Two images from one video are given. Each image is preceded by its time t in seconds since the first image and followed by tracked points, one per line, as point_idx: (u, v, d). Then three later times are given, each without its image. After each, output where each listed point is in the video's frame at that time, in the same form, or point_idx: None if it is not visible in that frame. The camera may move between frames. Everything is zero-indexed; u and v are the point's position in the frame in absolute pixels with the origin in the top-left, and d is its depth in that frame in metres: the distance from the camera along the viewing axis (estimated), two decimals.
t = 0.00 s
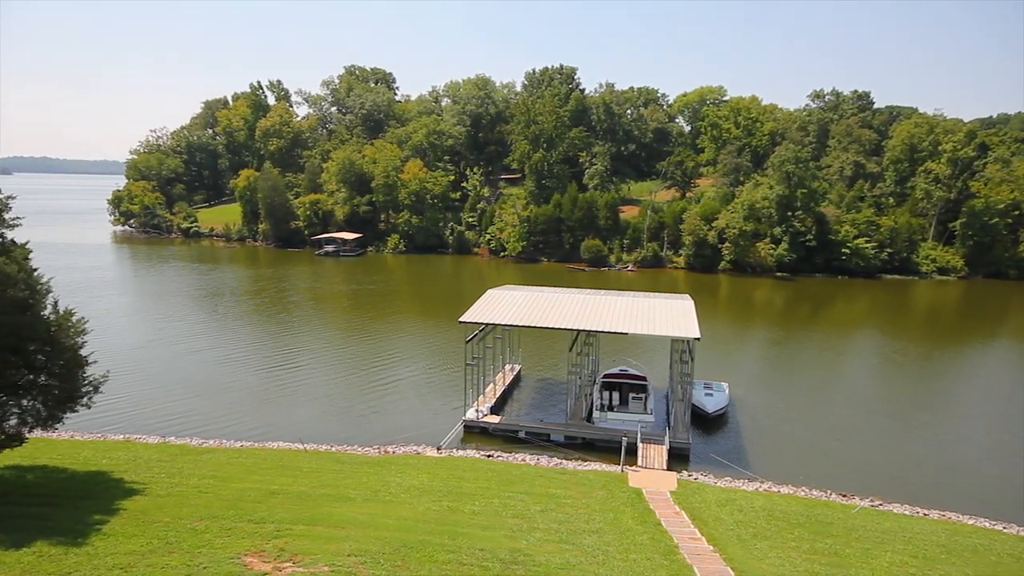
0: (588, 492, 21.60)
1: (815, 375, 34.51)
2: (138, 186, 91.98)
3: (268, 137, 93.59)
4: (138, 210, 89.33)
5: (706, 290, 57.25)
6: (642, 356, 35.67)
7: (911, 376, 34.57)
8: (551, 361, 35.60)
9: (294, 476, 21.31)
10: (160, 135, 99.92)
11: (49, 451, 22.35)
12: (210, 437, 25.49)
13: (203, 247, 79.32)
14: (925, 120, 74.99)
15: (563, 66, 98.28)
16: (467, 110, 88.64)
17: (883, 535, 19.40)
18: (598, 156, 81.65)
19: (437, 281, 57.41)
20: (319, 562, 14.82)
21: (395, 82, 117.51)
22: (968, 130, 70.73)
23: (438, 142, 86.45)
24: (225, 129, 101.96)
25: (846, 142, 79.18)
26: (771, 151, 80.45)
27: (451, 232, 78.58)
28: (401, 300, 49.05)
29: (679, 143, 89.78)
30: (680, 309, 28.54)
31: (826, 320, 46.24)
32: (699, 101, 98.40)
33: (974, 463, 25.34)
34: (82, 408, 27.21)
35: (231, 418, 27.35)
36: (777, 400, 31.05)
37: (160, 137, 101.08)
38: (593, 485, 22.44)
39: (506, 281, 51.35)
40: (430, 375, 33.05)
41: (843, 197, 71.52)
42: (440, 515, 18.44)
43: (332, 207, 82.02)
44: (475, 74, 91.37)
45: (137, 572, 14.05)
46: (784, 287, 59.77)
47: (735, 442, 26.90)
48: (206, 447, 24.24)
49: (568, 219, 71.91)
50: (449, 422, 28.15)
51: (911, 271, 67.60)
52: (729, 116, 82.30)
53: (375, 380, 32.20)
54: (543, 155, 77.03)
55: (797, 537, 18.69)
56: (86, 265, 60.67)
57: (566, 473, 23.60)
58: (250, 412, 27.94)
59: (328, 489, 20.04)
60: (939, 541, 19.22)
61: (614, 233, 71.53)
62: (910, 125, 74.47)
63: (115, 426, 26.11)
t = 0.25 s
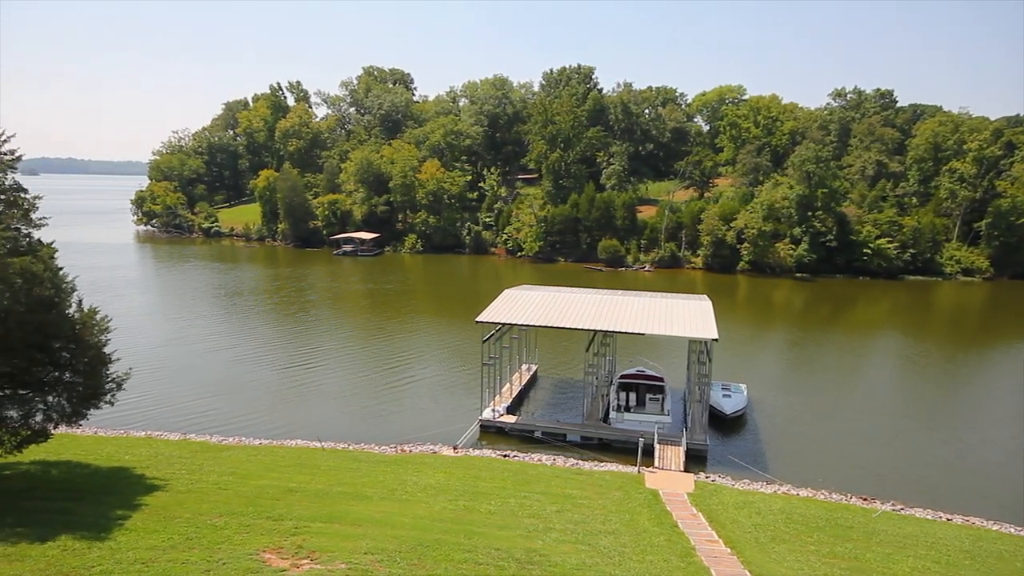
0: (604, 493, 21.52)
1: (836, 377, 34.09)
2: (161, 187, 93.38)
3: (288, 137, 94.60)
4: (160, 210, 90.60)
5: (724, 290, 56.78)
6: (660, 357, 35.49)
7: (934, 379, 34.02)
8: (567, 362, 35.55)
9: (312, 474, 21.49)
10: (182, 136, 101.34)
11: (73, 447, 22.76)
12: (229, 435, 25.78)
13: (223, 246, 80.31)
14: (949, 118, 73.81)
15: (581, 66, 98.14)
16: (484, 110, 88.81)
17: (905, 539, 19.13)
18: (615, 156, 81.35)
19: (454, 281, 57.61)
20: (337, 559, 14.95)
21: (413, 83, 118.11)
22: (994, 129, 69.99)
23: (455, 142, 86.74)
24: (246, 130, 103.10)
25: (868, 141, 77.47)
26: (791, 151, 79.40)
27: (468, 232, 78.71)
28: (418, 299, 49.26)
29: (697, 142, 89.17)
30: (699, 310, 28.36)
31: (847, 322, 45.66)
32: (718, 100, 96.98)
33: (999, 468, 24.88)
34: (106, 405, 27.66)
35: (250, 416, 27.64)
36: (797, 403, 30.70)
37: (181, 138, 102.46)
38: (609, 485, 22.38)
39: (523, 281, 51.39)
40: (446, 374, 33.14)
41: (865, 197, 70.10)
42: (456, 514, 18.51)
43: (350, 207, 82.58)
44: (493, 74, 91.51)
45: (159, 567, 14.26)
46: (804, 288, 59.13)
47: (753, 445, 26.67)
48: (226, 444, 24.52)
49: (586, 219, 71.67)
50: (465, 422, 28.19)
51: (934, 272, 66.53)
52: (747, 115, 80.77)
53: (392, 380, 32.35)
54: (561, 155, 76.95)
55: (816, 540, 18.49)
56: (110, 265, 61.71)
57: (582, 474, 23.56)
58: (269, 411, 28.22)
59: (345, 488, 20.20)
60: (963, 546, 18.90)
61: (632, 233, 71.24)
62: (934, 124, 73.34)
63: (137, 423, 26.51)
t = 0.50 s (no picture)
0: (621, 494, 21.45)
1: (855, 379, 33.77)
2: (181, 186, 94.12)
3: (307, 138, 95.27)
4: (180, 210, 91.19)
5: (741, 291, 56.44)
6: (677, 358, 35.31)
7: (956, 382, 33.58)
8: (583, 362, 35.47)
9: (330, 472, 21.62)
10: (203, 137, 102.48)
11: (95, 443, 23.04)
12: (248, 432, 25.99)
13: (243, 245, 80.91)
14: (973, 116, 72.80)
15: (599, 65, 98.02)
16: (502, 110, 88.90)
17: (926, 544, 18.88)
18: (633, 156, 81.07)
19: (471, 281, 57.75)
20: (353, 558, 15.00)
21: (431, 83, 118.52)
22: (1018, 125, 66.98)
23: (473, 142, 86.89)
24: (265, 131, 103.97)
25: (890, 140, 77.19)
26: (811, 150, 78.37)
27: (485, 232, 78.79)
28: (435, 299, 49.41)
29: (716, 142, 88.74)
30: (717, 310, 28.17)
31: (867, 323, 45.20)
32: (737, 100, 96.28)
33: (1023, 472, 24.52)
34: (127, 402, 27.99)
35: (269, 414, 27.84)
36: (816, 405, 30.45)
37: (202, 138, 103.60)
38: (625, 486, 22.29)
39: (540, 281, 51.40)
40: (462, 374, 33.18)
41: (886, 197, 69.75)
42: (473, 514, 18.52)
43: (368, 207, 83.01)
44: (511, 74, 91.58)
45: (178, 563, 14.38)
46: (823, 289, 58.68)
47: (772, 447, 26.47)
48: (245, 442, 24.72)
49: (603, 219, 71.51)
50: (481, 422, 28.20)
51: (957, 273, 65.69)
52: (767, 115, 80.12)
53: (408, 379, 32.43)
54: (578, 155, 76.89)
55: (835, 544, 18.31)
56: (133, 264, 62.51)
57: (598, 475, 23.49)
58: (287, 409, 28.42)
59: (362, 486, 20.29)
60: (985, 552, 18.63)
61: (649, 233, 71.03)
62: (958, 123, 72.41)
63: (158, 420, 26.82)
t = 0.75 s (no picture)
0: (637, 495, 21.38)
1: (875, 381, 33.44)
2: (201, 186, 94.99)
3: (325, 138, 95.94)
4: (200, 210, 91.95)
5: (758, 292, 56.09)
6: (693, 359, 35.16)
7: (978, 385, 33.14)
8: (600, 362, 35.40)
9: (347, 471, 21.72)
10: (223, 137, 103.48)
11: (116, 440, 23.31)
12: (266, 431, 26.15)
13: (261, 245, 81.48)
14: (996, 116, 71.87)
15: (616, 65, 97.88)
16: (519, 110, 88.92)
17: (947, 548, 18.66)
18: (650, 156, 80.79)
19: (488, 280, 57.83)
20: (370, 556, 15.07)
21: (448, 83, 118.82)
22: None
23: (490, 142, 87.01)
24: (284, 131, 104.71)
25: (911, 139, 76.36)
26: (830, 150, 77.80)
27: (502, 232, 78.84)
28: (452, 299, 49.49)
29: (735, 142, 88.28)
30: (735, 311, 28.01)
31: (887, 325, 44.77)
32: (756, 100, 95.77)
33: None
34: (147, 400, 28.30)
35: (287, 413, 28.02)
36: (834, 407, 30.21)
37: (222, 138, 104.60)
38: (642, 487, 22.23)
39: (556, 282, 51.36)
40: (478, 374, 33.19)
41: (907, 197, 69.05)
42: (489, 514, 18.53)
43: (385, 207, 83.35)
44: (528, 74, 91.60)
45: (197, 558, 14.50)
46: (841, 290, 58.15)
47: (790, 449, 26.28)
48: (263, 440, 24.88)
49: (620, 219, 71.34)
50: (497, 422, 28.20)
51: (980, 274, 64.88)
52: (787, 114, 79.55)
53: (424, 379, 32.49)
54: (595, 155, 76.79)
55: (854, 547, 18.15)
56: (154, 263, 63.20)
57: (615, 475, 23.44)
58: (304, 408, 28.58)
59: (379, 485, 20.36)
60: (1007, 557, 18.36)
61: (667, 233, 70.79)
62: (981, 122, 71.52)
63: (178, 418, 27.07)
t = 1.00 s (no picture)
0: (653, 496, 21.29)
1: (894, 383, 33.06)
2: (220, 186, 95.92)
3: (342, 138, 96.58)
4: (219, 210, 92.85)
5: (775, 293, 55.64)
6: (709, 360, 34.97)
7: (999, 388, 32.68)
8: (615, 363, 35.30)
9: (363, 470, 21.83)
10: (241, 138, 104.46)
11: (136, 437, 23.59)
12: (283, 429, 26.32)
13: (279, 245, 82.06)
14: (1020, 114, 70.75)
15: (633, 65, 97.62)
16: (535, 110, 88.96)
17: (968, 553, 18.41)
18: (667, 156, 80.44)
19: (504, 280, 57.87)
20: (385, 555, 15.12)
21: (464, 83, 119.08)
22: None
23: (506, 142, 87.09)
24: (302, 131, 105.50)
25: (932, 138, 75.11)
26: (850, 150, 77.10)
27: (518, 232, 78.88)
28: (467, 299, 49.57)
29: (752, 141, 87.68)
30: (752, 312, 27.83)
31: (906, 326, 44.23)
32: (774, 99, 95.22)
33: None
34: (166, 398, 28.62)
35: (304, 411, 28.21)
36: (853, 409, 29.91)
37: (241, 139, 105.57)
38: (658, 489, 22.13)
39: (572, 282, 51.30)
40: (494, 374, 33.19)
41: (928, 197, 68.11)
42: (504, 513, 18.53)
43: (401, 207, 83.69)
44: (544, 74, 91.55)
45: (215, 555, 14.63)
46: (860, 291, 57.54)
47: (807, 451, 26.06)
48: (281, 438, 25.07)
49: (636, 219, 71.12)
50: (513, 422, 28.19)
51: (1003, 275, 63.95)
52: (806, 113, 78.93)
53: (440, 379, 32.57)
54: (611, 155, 76.64)
55: (873, 551, 17.95)
56: (175, 262, 63.94)
57: (630, 476, 23.36)
58: (321, 407, 28.76)
59: (394, 484, 20.43)
60: None
61: (683, 233, 70.45)
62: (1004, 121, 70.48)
63: (196, 416, 27.32)
